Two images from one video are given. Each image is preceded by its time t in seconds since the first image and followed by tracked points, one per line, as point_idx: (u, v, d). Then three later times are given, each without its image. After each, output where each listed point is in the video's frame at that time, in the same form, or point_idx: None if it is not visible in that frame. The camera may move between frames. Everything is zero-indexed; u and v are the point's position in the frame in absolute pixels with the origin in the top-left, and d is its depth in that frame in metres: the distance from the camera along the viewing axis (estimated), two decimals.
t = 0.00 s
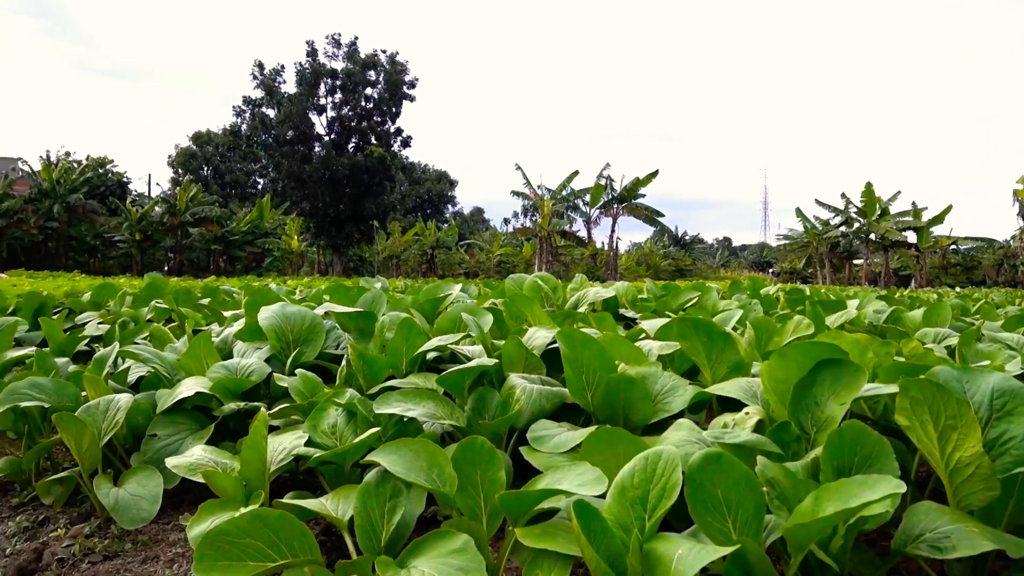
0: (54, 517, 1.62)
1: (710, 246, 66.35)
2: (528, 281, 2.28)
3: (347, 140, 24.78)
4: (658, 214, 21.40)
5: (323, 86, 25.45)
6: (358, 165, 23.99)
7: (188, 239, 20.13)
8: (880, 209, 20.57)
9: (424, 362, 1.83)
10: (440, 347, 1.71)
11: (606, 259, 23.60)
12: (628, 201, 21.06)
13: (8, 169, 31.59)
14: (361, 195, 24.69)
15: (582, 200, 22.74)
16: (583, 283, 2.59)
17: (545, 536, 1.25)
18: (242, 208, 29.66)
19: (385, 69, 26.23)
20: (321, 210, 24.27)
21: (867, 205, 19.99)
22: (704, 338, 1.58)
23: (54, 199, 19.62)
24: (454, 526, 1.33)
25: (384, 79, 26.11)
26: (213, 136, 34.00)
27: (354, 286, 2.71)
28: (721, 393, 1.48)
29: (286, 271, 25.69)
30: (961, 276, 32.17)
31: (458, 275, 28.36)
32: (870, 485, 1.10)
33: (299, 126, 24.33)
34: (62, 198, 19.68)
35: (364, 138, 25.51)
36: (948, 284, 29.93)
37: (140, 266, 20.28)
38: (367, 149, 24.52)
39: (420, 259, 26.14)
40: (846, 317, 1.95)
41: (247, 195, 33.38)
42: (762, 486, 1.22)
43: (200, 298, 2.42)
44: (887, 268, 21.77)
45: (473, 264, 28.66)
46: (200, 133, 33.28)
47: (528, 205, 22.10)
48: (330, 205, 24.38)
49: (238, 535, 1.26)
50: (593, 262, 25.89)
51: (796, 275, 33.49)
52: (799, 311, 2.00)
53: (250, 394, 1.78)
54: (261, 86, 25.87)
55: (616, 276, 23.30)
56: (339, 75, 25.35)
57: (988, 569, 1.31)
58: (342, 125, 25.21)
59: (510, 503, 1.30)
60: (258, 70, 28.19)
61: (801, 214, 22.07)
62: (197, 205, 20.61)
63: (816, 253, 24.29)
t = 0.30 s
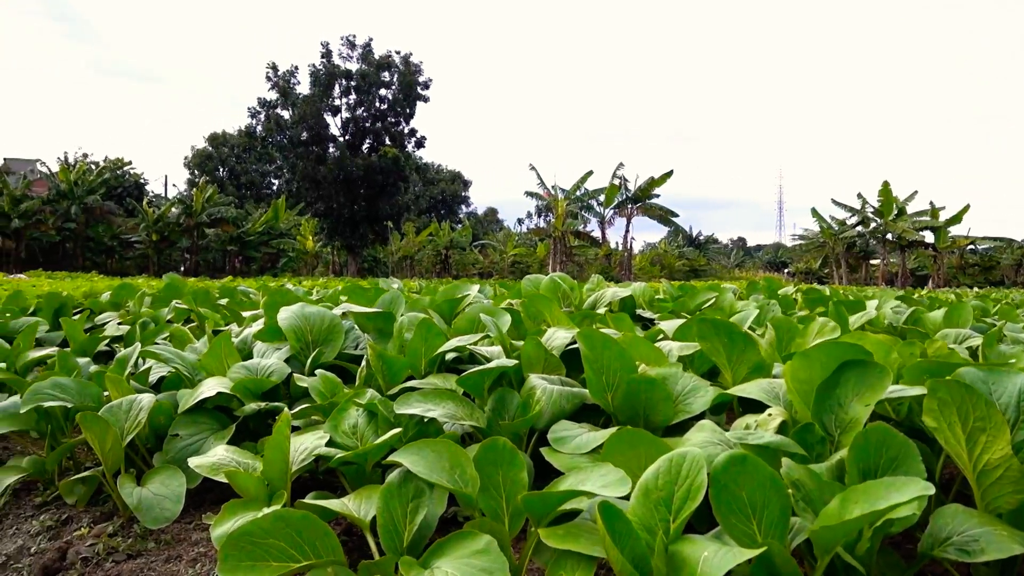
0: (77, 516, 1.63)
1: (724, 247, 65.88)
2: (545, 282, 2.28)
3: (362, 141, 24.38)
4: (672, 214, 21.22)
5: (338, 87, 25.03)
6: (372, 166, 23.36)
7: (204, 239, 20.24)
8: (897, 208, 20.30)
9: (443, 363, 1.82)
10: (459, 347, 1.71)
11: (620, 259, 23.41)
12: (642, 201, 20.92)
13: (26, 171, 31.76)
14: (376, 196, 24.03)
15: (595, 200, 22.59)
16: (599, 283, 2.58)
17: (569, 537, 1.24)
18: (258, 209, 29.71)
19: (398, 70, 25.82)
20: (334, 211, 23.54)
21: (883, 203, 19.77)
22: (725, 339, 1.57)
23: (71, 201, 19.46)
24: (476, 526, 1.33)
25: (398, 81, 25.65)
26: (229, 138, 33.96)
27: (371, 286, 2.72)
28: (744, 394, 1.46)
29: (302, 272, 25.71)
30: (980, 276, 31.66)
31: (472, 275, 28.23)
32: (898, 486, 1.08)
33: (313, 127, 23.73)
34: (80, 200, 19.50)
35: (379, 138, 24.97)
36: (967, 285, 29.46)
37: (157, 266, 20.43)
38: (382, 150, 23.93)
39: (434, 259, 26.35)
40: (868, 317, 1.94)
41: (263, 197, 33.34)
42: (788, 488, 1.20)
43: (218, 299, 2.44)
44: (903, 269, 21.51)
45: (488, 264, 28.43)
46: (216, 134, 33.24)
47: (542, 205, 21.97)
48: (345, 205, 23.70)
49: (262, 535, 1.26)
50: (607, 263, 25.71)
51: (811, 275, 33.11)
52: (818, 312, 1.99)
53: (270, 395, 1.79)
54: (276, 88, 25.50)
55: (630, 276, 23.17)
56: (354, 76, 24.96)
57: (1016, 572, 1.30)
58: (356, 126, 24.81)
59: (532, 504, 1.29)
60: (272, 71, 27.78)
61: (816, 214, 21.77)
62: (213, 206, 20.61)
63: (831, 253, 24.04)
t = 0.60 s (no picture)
0: (103, 513, 1.65)
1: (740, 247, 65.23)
2: (564, 282, 2.29)
3: (378, 141, 23.73)
4: (690, 214, 20.94)
5: (355, 87, 24.36)
6: (389, 166, 22.77)
7: (222, 239, 20.21)
8: (917, 207, 19.92)
9: (465, 362, 1.83)
10: (481, 347, 1.71)
11: (636, 259, 23.15)
12: (659, 201, 20.65)
13: (45, 171, 31.95)
14: (392, 197, 23.41)
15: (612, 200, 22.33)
16: (618, 284, 2.58)
17: (596, 537, 1.24)
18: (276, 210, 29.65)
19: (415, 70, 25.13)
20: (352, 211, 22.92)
21: (902, 204, 19.47)
22: (750, 339, 1.56)
23: (92, 201, 19.46)
24: (502, 526, 1.33)
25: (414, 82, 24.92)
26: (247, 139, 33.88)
27: (390, 286, 2.73)
28: (770, 394, 1.46)
29: (318, 272, 25.69)
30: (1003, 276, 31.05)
31: (487, 275, 28.02)
32: (932, 487, 1.06)
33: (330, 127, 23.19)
34: (99, 201, 19.49)
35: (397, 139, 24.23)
36: (989, 286, 28.92)
37: (176, 266, 20.44)
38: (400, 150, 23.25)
39: (450, 260, 26.19)
40: (892, 317, 1.93)
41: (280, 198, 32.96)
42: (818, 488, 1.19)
43: (239, 299, 2.46)
44: (925, 268, 21.13)
45: (503, 264, 28.18)
46: (234, 135, 33.14)
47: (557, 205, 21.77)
48: (362, 206, 23.06)
49: (288, 533, 1.26)
50: (624, 263, 25.43)
51: (830, 275, 32.51)
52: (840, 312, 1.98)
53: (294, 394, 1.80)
54: (292, 89, 24.76)
55: (646, 276, 22.89)
56: (371, 77, 24.17)
57: None
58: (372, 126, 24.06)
59: (559, 504, 1.29)
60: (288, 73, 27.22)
61: (835, 213, 21.40)
62: (230, 207, 20.53)
63: (850, 253, 23.60)
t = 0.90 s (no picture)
0: (128, 513, 1.65)
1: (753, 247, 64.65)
2: (581, 282, 2.28)
3: (392, 141, 23.49)
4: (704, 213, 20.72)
5: (369, 88, 24.21)
6: (402, 167, 22.63)
7: (237, 239, 19.74)
8: (934, 207, 19.68)
9: (486, 363, 1.83)
10: (502, 347, 1.71)
11: (650, 259, 22.92)
12: (673, 201, 20.45)
13: (61, 172, 32.05)
14: (406, 197, 23.32)
15: (625, 200, 22.11)
16: (635, 283, 2.57)
17: (624, 541, 1.23)
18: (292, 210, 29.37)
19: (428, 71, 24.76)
20: (365, 211, 22.91)
21: (918, 204, 19.27)
22: (774, 340, 1.56)
23: (109, 202, 19.25)
24: (529, 529, 1.33)
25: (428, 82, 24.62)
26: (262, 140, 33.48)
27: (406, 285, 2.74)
28: (797, 396, 1.45)
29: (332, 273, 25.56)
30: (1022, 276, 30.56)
31: (501, 275, 27.77)
32: (966, 492, 1.05)
33: (343, 129, 23.10)
34: (116, 201, 19.19)
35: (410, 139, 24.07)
36: (1008, 286, 28.49)
37: (192, 267, 20.29)
38: (413, 151, 23.17)
39: (464, 260, 26.02)
40: (913, 318, 1.92)
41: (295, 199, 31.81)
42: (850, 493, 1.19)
43: (257, 299, 2.47)
44: (941, 267, 20.85)
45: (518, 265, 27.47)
46: (249, 136, 32.74)
47: (571, 205, 21.60)
48: (375, 205, 23.08)
49: (316, 534, 1.26)
50: (638, 263, 25.21)
51: (846, 275, 32.20)
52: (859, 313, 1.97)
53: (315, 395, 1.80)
54: (306, 90, 24.54)
55: (660, 277, 22.66)
56: (385, 78, 23.78)
57: None
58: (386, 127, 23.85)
59: (586, 506, 1.28)
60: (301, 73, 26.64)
61: (851, 214, 21.17)
62: (246, 207, 20.33)
63: (866, 253, 23.30)
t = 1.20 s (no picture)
0: (159, 510, 1.67)
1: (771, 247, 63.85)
2: (605, 283, 2.29)
3: (412, 142, 22.24)
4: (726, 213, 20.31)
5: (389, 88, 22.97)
6: (423, 167, 21.46)
7: (259, 241, 19.67)
8: (959, 207, 19.23)
9: (513, 363, 1.83)
10: (529, 347, 1.71)
11: (670, 260, 22.52)
12: (693, 201, 20.15)
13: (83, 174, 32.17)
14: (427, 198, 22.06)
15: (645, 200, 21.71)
16: (660, 284, 2.57)
17: (657, 540, 1.21)
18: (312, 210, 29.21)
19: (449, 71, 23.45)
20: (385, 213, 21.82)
21: (943, 203, 18.84)
22: (805, 340, 1.55)
23: (132, 204, 18.72)
24: (559, 527, 1.32)
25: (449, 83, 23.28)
26: (282, 141, 32.74)
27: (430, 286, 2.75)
28: (829, 396, 1.44)
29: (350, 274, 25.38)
30: None
31: (520, 276, 27.46)
32: (1009, 495, 1.03)
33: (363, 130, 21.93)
34: (140, 203, 18.73)
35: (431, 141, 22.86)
36: None
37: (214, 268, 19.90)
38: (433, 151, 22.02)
39: (482, 260, 25.68)
40: (942, 319, 1.90)
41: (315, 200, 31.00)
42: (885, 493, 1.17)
43: (281, 299, 2.49)
44: (966, 267, 20.36)
45: (536, 265, 27.12)
46: (270, 138, 32.07)
47: (589, 206, 21.28)
48: (394, 207, 21.94)
49: (348, 532, 1.26)
50: (657, 263, 24.83)
51: (869, 275, 31.54)
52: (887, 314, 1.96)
53: (341, 394, 1.81)
54: (326, 91, 23.48)
55: (681, 278, 22.25)
56: (404, 78, 22.67)
57: None
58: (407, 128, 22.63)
59: (618, 506, 1.27)
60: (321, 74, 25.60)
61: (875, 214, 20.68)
62: (267, 208, 20.14)
63: (889, 253, 22.79)
